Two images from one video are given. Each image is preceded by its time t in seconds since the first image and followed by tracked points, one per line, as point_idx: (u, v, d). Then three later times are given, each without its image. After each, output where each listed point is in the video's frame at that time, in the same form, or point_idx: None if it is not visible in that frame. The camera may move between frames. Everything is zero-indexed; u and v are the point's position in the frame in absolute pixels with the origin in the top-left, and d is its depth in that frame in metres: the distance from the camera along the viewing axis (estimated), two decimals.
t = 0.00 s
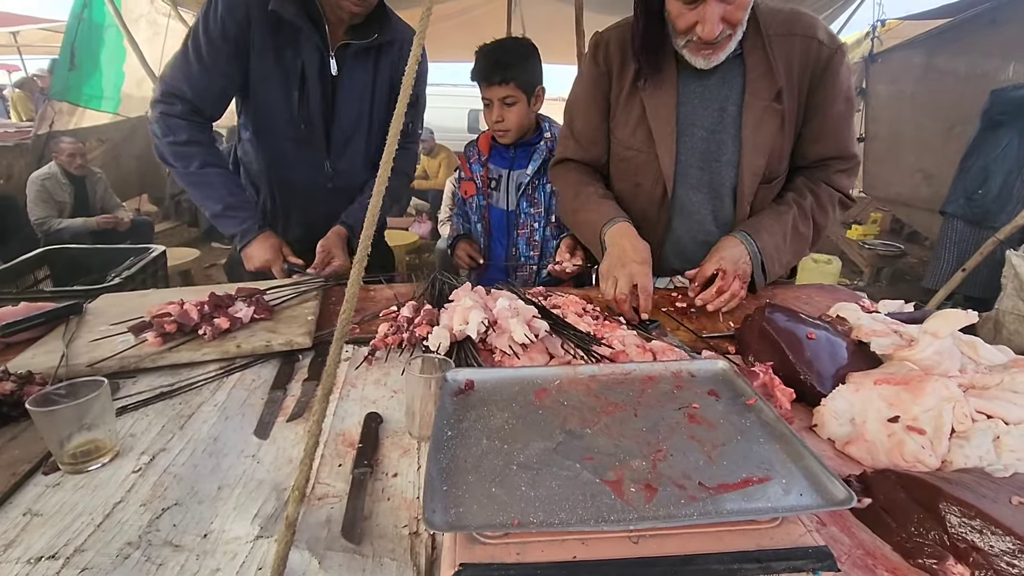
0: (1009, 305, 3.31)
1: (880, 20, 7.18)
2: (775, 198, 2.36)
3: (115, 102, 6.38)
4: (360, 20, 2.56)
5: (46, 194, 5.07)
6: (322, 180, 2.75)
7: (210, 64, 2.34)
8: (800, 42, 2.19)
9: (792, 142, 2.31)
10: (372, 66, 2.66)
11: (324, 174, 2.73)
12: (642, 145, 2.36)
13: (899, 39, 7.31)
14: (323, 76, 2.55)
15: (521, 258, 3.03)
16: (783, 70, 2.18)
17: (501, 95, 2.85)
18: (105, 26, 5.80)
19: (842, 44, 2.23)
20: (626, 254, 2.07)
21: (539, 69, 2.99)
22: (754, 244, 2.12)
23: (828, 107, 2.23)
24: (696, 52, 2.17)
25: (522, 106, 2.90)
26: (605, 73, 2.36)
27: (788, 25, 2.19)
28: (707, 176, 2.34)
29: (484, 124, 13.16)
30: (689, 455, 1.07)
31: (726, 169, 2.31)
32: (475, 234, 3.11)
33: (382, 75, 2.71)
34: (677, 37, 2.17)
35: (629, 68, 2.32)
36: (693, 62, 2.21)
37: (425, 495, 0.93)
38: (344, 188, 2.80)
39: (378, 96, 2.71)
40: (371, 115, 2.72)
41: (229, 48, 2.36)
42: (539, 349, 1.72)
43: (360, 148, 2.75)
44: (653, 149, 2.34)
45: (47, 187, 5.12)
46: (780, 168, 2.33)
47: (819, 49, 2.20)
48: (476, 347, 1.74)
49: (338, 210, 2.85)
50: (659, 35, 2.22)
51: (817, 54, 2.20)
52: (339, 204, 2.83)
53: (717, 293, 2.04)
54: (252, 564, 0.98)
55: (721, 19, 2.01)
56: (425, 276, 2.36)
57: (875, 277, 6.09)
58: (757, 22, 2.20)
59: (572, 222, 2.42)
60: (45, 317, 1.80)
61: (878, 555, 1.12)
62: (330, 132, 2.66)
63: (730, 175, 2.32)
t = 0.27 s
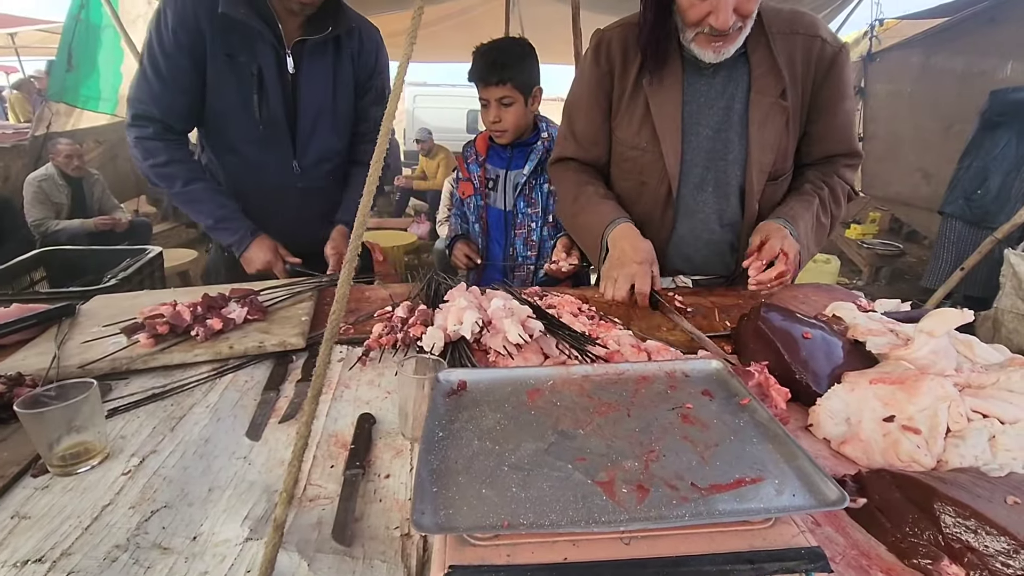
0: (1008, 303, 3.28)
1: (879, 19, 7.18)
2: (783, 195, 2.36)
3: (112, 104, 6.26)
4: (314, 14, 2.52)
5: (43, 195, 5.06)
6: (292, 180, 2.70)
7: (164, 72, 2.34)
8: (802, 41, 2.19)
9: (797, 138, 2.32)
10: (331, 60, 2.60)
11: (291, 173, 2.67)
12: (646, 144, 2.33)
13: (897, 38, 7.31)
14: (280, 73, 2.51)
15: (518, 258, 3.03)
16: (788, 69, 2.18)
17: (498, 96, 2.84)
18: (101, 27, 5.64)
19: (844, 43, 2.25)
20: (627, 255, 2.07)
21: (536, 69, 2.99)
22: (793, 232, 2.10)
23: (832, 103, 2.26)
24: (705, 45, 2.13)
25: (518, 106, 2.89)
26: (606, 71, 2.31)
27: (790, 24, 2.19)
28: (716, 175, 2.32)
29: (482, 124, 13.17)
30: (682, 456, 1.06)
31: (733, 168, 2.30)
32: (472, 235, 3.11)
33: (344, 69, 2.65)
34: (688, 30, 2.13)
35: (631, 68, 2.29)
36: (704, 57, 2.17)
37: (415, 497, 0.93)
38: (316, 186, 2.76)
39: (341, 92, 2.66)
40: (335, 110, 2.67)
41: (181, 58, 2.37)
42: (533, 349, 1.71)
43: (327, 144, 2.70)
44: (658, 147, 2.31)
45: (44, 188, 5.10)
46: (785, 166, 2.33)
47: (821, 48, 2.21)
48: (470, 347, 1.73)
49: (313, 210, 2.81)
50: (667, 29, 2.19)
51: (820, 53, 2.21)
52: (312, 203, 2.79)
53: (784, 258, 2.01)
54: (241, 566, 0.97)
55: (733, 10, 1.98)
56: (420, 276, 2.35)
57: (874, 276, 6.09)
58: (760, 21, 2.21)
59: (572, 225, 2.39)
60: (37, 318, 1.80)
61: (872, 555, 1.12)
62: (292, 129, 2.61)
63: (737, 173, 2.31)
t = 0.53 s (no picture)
0: (1005, 301, 3.20)
1: (877, 19, 7.20)
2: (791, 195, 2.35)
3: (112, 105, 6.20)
4: (248, 3, 2.46)
5: (40, 197, 5.04)
6: (235, 174, 2.60)
7: (97, 67, 2.34)
8: (811, 39, 2.19)
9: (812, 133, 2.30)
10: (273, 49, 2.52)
11: (233, 167, 2.57)
12: (649, 142, 2.34)
13: (895, 38, 7.33)
14: (215, 64, 2.43)
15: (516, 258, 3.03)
16: (796, 69, 2.18)
17: (496, 94, 2.85)
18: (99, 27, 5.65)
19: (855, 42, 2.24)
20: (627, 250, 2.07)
21: (536, 70, 3.00)
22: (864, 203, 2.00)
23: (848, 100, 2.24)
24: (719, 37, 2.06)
25: (517, 105, 2.89)
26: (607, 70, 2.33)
27: (800, 22, 2.20)
28: (724, 175, 2.32)
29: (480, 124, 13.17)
30: (679, 456, 1.06)
31: (740, 168, 2.30)
32: (470, 235, 3.10)
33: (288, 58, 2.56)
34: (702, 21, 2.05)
35: (634, 66, 2.30)
36: (717, 50, 2.09)
37: (412, 498, 0.92)
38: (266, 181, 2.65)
39: (284, 83, 2.57)
40: (280, 101, 2.58)
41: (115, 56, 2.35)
42: (532, 349, 1.71)
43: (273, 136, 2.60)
44: (662, 146, 2.32)
45: (41, 190, 5.08)
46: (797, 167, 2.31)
47: (831, 46, 2.20)
48: (468, 347, 1.73)
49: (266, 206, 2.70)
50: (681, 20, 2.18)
51: (829, 52, 2.21)
52: (262, 197, 2.68)
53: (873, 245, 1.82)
54: (239, 567, 0.97)
55: None
56: (418, 276, 2.35)
57: (872, 276, 6.10)
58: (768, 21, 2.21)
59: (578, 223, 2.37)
60: (35, 320, 1.80)
61: (870, 554, 1.12)
62: (233, 122, 2.52)
63: (745, 173, 2.30)
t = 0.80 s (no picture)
0: (1001, 301, 3.25)
1: (873, 19, 7.23)
2: (799, 200, 2.34)
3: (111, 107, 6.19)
4: None
5: (36, 197, 5.04)
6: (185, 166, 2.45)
7: (61, 66, 2.45)
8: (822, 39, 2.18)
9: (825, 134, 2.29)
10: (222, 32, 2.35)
11: (180, 156, 2.43)
12: (658, 147, 2.34)
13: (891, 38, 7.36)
14: (154, 52, 2.31)
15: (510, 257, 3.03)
16: (805, 72, 2.18)
17: (498, 92, 2.85)
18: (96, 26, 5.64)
19: (870, 41, 2.22)
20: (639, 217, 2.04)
21: (536, 70, 3.01)
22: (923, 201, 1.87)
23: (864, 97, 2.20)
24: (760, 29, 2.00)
25: (519, 103, 2.91)
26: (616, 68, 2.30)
27: (810, 22, 2.20)
28: (731, 178, 2.32)
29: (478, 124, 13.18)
30: (674, 452, 1.07)
31: (745, 171, 2.31)
32: (466, 233, 3.14)
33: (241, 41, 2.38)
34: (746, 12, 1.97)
35: (644, 65, 2.29)
36: (763, 42, 2.02)
37: (407, 495, 0.93)
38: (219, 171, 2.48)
39: (232, 69, 2.39)
40: (230, 85, 2.40)
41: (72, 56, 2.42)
42: (528, 348, 1.71)
43: (224, 124, 2.43)
44: (671, 151, 2.32)
45: (38, 190, 5.08)
46: (804, 171, 2.30)
47: (843, 44, 2.19)
48: (465, 346, 1.73)
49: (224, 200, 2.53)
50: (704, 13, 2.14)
51: (842, 50, 2.19)
52: (216, 190, 2.50)
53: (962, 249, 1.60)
54: (233, 565, 0.97)
55: None
56: (415, 275, 2.35)
57: (869, 275, 6.11)
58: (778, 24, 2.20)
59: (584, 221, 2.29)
60: (30, 320, 1.80)
61: (863, 550, 1.12)
62: (179, 109, 2.37)
63: (750, 177, 2.31)
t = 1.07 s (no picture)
0: (995, 299, 3.27)
1: (869, 19, 7.25)
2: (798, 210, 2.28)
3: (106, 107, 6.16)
4: None
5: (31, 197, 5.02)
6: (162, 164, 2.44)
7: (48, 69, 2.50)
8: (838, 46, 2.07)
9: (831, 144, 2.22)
10: (191, 25, 2.31)
11: (157, 154, 2.42)
12: (669, 155, 2.22)
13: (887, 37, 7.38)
14: (126, 48, 2.30)
15: (505, 257, 3.04)
16: (815, 80, 2.08)
17: (505, 93, 2.89)
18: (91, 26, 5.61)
19: (882, 46, 2.13)
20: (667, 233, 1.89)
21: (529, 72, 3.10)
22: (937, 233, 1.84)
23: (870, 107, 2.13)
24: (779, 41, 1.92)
25: (522, 104, 2.97)
26: (633, 63, 2.16)
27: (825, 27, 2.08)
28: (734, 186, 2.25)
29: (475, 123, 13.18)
30: (663, 450, 1.07)
31: (749, 180, 2.22)
32: (459, 233, 3.10)
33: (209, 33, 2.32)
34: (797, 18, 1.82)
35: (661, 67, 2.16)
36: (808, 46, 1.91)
37: (396, 493, 0.93)
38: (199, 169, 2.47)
39: (205, 62, 2.35)
40: (202, 80, 2.36)
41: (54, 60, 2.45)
42: (521, 346, 1.72)
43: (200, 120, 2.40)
44: (681, 160, 2.21)
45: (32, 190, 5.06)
46: (806, 181, 2.23)
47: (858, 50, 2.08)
48: (458, 345, 1.73)
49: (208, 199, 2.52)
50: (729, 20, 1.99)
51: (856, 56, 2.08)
52: (195, 187, 2.49)
53: (973, 297, 1.57)
54: (223, 563, 0.97)
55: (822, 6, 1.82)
56: (409, 275, 2.35)
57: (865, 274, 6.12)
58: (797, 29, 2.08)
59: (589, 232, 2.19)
60: (22, 320, 1.79)
61: (853, 547, 1.12)
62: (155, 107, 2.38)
63: (754, 187, 2.22)
